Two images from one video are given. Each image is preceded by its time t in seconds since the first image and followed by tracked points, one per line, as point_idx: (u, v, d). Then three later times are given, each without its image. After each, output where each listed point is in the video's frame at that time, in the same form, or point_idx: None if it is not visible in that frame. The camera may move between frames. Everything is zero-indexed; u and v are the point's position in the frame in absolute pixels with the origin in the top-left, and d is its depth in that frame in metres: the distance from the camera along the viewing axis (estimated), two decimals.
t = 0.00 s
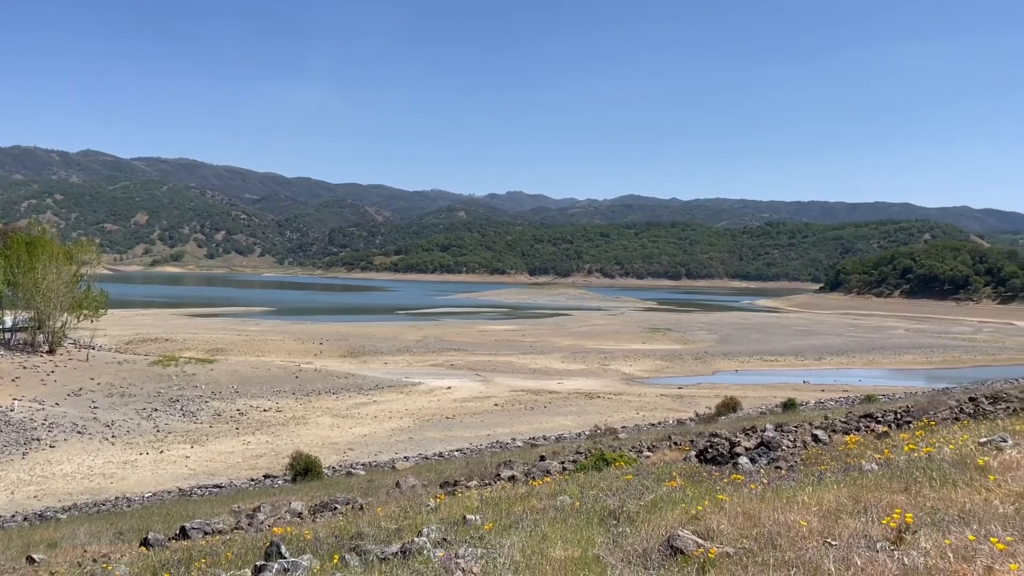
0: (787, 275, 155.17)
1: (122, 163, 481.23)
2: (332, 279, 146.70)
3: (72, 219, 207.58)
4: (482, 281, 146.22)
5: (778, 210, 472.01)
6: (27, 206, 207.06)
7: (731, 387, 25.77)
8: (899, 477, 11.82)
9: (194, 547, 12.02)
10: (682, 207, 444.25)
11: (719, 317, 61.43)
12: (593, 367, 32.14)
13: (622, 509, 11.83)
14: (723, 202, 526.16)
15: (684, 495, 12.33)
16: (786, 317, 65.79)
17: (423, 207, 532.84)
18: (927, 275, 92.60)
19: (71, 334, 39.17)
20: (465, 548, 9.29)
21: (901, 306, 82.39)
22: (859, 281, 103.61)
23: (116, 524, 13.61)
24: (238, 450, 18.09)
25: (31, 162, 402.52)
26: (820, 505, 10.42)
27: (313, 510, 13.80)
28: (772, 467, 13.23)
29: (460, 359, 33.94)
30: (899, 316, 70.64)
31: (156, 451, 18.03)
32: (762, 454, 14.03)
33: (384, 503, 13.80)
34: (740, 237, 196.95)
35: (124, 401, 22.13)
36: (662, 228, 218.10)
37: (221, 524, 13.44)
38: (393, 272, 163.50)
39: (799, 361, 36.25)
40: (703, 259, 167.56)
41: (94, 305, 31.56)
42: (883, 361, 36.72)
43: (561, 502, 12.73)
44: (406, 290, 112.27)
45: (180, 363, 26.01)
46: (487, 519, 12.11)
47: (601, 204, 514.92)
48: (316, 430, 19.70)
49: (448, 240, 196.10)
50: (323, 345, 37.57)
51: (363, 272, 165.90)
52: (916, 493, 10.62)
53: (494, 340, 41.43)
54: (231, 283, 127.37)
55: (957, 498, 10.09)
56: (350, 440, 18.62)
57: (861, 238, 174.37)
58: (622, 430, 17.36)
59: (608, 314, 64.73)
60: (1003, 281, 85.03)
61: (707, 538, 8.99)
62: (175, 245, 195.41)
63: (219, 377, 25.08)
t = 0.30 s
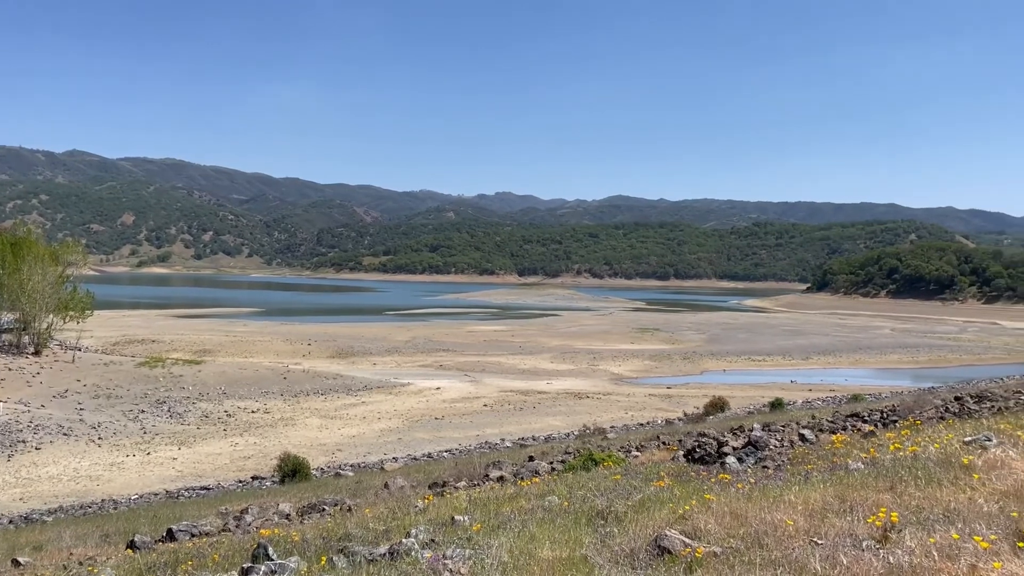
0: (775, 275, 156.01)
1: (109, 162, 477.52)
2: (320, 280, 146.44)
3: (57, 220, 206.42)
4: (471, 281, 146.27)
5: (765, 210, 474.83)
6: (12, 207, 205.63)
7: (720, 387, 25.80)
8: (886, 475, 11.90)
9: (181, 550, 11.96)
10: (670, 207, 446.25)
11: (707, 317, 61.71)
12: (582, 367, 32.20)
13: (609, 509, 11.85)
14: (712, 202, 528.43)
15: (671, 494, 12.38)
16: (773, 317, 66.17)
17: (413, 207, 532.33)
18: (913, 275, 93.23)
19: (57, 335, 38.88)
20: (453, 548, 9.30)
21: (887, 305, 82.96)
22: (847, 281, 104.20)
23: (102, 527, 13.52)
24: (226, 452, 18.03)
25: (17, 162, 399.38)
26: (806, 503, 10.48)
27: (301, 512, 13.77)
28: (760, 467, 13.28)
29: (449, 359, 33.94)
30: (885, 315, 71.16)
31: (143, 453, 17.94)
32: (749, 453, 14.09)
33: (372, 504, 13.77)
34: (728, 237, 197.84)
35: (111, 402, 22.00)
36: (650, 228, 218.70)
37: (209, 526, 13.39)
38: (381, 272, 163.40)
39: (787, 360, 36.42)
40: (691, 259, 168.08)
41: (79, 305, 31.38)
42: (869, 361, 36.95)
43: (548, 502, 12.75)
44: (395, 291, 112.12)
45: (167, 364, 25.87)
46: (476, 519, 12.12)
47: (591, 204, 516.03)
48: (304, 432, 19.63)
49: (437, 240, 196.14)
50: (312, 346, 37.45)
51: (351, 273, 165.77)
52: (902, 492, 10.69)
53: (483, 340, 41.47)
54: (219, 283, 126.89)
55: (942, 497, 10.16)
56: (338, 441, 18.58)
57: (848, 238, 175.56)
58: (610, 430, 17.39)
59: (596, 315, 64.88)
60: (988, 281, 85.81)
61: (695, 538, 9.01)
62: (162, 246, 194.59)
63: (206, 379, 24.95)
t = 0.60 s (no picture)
0: (763, 275, 156.90)
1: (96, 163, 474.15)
2: (308, 281, 146.04)
3: (41, 220, 204.89)
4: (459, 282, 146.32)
5: (752, 211, 477.60)
6: None
7: (707, 387, 25.91)
8: (871, 474, 11.98)
9: (167, 553, 11.88)
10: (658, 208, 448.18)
11: (695, 317, 61.96)
12: (570, 367, 32.24)
13: (597, 509, 11.85)
14: (699, 202, 530.97)
15: (659, 494, 12.39)
16: (760, 317, 66.53)
17: (403, 207, 532.07)
18: (899, 275, 93.96)
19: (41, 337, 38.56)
20: (440, 549, 9.30)
21: (874, 305, 83.58)
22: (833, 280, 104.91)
23: (87, 530, 13.43)
24: (213, 454, 17.92)
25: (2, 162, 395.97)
26: (793, 502, 10.51)
27: (288, 513, 13.70)
28: (746, 467, 13.32)
29: (437, 360, 33.88)
30: (871, 315, 71.73)
31: (129, 455, 17.81)
32: (736, 453, 14.13)
33: (360, 506, 13.71)
34: (716, 238, 198.84)
35: (96, 404, 21.83)
36: (638, 228, 219.31)
37: (195, 528, 13.32)
38: (369, 273, 163.19)
39: (775, 360, 36.60)
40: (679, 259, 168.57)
41: (64, 307, 31.16)
42: (855, 360, 37.18)
43: (537, 502, 12.74)
44: (384, 292, 112.00)
45: (154, 366, 25.69)
46: (463, 520, 12.12)
47: (579, 205, 517.76)
48: (292, 433, 19.56)
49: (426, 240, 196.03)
50: (299, 347, 37.33)
51: (339, 273, 165.47)
52: (887, 491, 10.76)
53: (472, 341, 41.45)
54: (206, 284, 126.38)
55: (927, 495, 10.22)
56: (326, 443, 18.51)
57: (834, 239, 176.79)
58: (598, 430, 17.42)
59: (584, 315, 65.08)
60: (973, 281, 86.54)
61: (682, 537, 9.01)
62: (148, 247, 193.45)
63: (193, 380, 24.81)
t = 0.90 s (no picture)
0: (750, 275, 157.78)
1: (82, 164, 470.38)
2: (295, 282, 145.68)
3: (24, 221, 203.05)
4: (447, 283, 146.26)
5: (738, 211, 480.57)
6: None
7: (694, 387, 26.02)
8: (856, 473, 12.07)
9: (152, 555, 11.82)
10: (646, 209, 450.07)
11: (682, 317, 62.22)
12: (559, 368, 32.30)
13: (585, 510, 11.86)
14: (686, 203, 533.53)
15: (646, 494, 12.43)
16: (747, 317, 66.90)
17: (392, 207, 531.47)
18: (884, 275, 94.72)
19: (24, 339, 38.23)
20: (427, 550, 9.31)
21: (859, 305, 84.25)
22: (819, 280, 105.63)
23: (72, 533, 13.34)
24: (199, 456, 17.85)
25: None
26: (778, 502, 10.57)
27: (274, 516, 13.65)
28: (733, 467, 13.38)
29: (425, 361, 33.82)
30: (857, 315, 72.31)
31: (115, 457, 17.70)
32: (722, 453, 14.18)
33: (347, 508, 13.69)
34: (703, 239, 199.85)
35: (81, 407, 21.68)
36: (626, 229, 219.88)
37: (181, 531, 13.25)
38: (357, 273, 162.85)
39: (761, 360, 36.79)
40: (666, 260, 169.23)
41: (49, 308, 30.90)
42: (841, 360, 37.44)
43: (524, 503, 12.76)
44: (371, 292, 111.79)
45: (139, 368, 25.56)
46: (451, 521, 12.13)
47: (567, 206, 519.28)
48: (279, 435, 19.50)
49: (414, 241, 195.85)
50: (286, 348, 37.20)
51: (326, 274, 165.07)
52: (872, 490, 10.83)
53: (460, 342, 41.43)
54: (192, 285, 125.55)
55: (911, 494, 10.30)
56: (313, 444, 18.47)
57: (820, 239, 178.11)
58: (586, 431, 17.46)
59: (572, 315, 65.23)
60: (957, 281, 87.38)
61: (668, 537, 9.05)
62: (133, 248, 192.21)
63: (179, 382, 24.68)
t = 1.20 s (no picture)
0: (738, 275, 158.70)
1: (67, 165, 466.56)
2: (282, 283, 145.05)
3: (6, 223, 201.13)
4: (435, 283, 146.16)
5: (725, 212, 483.14)
6: None
7: (682, 387, 26.12)
8: (841, 472, 12.16)
9: (137, 558, 11.75)
10: (633, 210, 451.64)
11: (670, 318, 62.46)
12: (546, 368, 32.34)
13: (571, 510, 11.89)
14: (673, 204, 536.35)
15: (632, 494, 12.47)
16: (734, 317, 67.26)
17: (381, 207, 530.56)
18: (870, 275, 95.43)
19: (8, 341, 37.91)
20: (414, 551, 9.30)
21: (844, 305, 84.87)
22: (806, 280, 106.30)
23: (56, 536, 13.24)
24: (185, 458, 17.75)
25: None
26: (765, 501, 10.60)
27: (261, 518, 13.59)
28: (720, 466, 13.42)
29: (413, 362, 33.75)
30: (842, 314, 72.89)
31: (99, 460, 17.58)
32: (709, 452, 14.23)
33: (334, 510, 13.64)
34: (690, 239, 200.71)
35: (65, 409, 21.53)
36: (613, 230, 220.35)
37: (167, 533, 13.17)
38: (344, 275, 162.52)
39: (749, 360, 36.96)
40: (654, 260, 169.77)
41: (32, 311, 30.72)
42: (827, 360, 37.68)
43: (511, 504, 12.76)
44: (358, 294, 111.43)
45: (124, 369, 25.37)
46: (438, 522, 12.12)
47: (555, 207, 520.02)
48: (265, 436, 19.42)
49: (401, 242, 195.60)
50: (273, 349, 37.07)
51: (313, 275, 164.63)
52: (857, 489, 10.89)
53: (448, 342, 41.39)
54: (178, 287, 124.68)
55: (895, 493, 10.36)
56: (300, 446, 18.40)
57: (806, 239, 179.34)
58: (575, 431, 17.51)
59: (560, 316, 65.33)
60: (941, 281, 88.19)
61: (655, 537, 9.07)
62: (118, 249, 190.81)
63: (164, 384, 24.54)
